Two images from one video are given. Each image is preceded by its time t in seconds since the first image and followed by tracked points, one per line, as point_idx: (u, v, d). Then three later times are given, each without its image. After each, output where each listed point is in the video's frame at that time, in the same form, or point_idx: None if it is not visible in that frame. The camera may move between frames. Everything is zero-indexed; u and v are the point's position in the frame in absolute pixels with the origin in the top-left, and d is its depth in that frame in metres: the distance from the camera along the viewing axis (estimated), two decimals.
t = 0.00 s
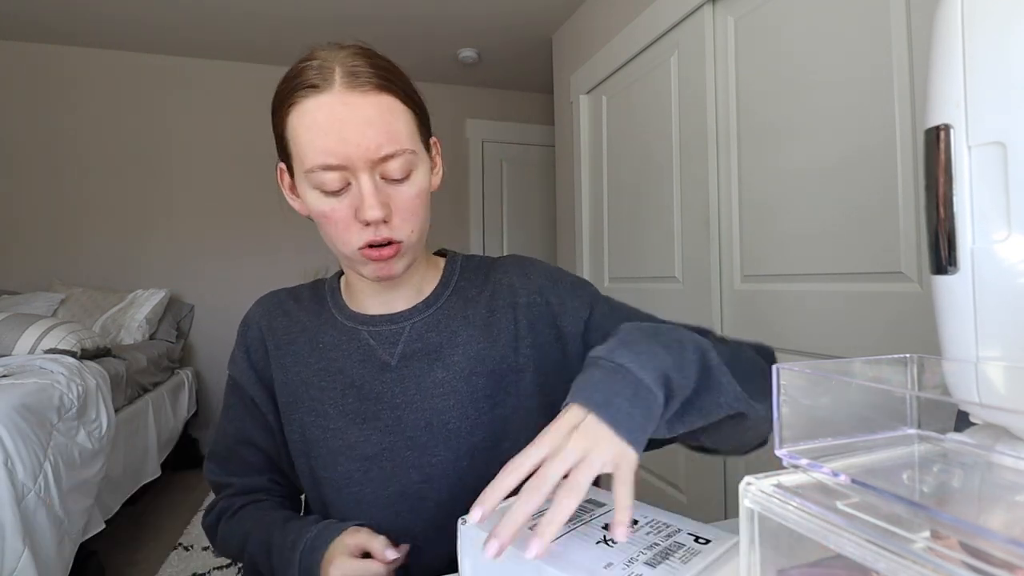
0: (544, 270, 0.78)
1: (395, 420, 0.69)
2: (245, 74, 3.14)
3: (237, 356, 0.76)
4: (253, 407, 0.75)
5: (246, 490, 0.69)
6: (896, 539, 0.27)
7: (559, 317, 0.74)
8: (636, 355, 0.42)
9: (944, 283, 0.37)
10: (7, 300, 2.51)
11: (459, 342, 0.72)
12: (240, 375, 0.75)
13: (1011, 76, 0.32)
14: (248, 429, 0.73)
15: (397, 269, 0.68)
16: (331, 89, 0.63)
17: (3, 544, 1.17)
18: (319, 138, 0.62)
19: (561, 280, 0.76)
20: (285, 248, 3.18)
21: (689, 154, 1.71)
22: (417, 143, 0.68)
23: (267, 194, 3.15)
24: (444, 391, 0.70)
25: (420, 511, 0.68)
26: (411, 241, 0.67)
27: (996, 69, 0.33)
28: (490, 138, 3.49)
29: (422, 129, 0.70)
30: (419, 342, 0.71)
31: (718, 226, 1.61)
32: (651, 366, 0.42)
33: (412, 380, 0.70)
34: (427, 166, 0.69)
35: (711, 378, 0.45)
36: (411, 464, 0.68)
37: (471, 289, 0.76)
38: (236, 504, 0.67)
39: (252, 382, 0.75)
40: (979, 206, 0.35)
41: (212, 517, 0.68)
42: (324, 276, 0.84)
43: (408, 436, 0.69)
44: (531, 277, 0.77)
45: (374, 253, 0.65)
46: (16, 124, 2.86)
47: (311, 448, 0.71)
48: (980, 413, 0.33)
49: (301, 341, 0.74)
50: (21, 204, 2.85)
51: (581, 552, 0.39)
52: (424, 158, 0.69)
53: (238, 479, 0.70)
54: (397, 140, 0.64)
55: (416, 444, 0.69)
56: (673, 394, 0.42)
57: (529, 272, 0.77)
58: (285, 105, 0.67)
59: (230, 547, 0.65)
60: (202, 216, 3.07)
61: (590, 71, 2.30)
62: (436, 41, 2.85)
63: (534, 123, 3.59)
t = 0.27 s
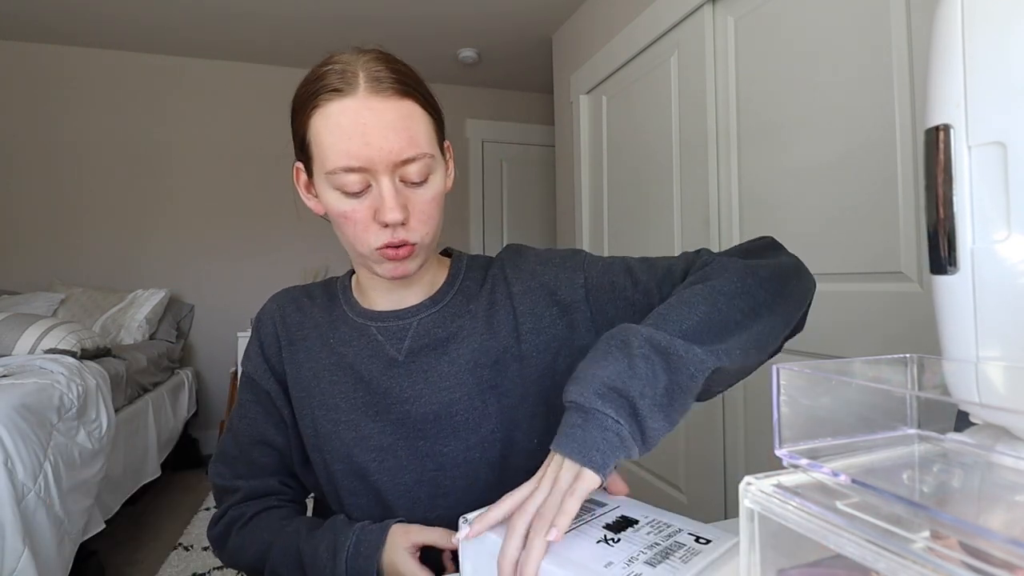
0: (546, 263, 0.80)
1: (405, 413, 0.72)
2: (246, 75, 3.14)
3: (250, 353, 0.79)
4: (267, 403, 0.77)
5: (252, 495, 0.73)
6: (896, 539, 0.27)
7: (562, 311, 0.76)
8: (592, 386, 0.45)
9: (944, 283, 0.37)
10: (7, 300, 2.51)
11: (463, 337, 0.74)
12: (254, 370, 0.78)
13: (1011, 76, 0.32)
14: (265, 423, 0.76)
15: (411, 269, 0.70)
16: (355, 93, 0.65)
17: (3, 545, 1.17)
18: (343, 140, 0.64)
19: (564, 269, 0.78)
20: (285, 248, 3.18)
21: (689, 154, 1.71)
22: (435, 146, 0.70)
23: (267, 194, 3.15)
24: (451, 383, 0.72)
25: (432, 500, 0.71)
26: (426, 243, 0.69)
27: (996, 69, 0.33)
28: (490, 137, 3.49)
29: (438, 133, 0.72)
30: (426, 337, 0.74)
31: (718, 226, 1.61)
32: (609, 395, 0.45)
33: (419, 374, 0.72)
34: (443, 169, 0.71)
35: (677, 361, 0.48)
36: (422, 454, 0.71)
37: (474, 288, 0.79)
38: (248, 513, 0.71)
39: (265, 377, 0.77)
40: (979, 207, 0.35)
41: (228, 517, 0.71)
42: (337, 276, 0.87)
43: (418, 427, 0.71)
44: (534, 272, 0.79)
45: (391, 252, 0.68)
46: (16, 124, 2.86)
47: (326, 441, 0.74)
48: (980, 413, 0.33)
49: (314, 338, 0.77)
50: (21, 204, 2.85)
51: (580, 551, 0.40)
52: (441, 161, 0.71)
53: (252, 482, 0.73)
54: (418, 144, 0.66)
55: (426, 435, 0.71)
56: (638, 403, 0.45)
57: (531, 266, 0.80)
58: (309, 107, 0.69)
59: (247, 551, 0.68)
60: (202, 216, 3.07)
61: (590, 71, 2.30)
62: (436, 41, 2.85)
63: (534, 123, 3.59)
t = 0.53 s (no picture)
0: (556, 264, 0.82)
1: (417, 409, 0.74)
2: (246, 75, 3.14)
3: (258, 350, 0.80)
4: (277, 400, 0.78)
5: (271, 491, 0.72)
6: (895, 539, 0.27)
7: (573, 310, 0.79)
8: (633, 389, 0.49)
9: (944, 283, 0.37)
10: (6, 300, 2.51)
11: (474, 335, 0.76)
12: (262, 368, 0.78)
13: (1011, 76, 0.32)
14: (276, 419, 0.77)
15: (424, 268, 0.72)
16: (372, 96, 0.67)
17: (3, 544, 1.17)
18: (359, 142, 0.65)
19: (575, 271, 0.81)
20: (285, 248, 3.18)
21: (689, 154, 1.71)
22: (450, 148, 0.71)
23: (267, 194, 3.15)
24: (463, 380, 0.74)
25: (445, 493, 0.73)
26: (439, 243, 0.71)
27: (996, 69, 0.33)
28: (490, 137, 3.49)
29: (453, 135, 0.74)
30: (437, 335, 0.76)
31: (718, 226, 1.61)
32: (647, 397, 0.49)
33: (431, 371, 0.74)
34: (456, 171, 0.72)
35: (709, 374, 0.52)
36: (435, 449, 0.73)
37: (485, 287, 0.81)
38: (266, 505, 0.71)
39: (274, 374, 0.78)
40: (979, 207, 0.35)
41: (245, 513, 0.71)
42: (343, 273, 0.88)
43: (430, 423, 0.73)
44: (544, 273, 0.82)
45: (404, 252, 0.69)
46: (16, 124, 2.86)
47: (338, 436, 0.75)
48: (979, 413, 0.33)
49: (323, 334, 0.78)
50: (21, 204, 2.85)
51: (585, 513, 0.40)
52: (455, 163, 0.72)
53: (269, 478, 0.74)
54: (433, 147, 0.67)
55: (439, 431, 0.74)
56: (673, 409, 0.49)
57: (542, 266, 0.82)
58: (324, 108, 0.70)
59: (266, 541, 0.68)
60: (201, 216, 3.07)
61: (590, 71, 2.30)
62: (437, 41, 2.85)
63: (534, 123, 3.59)
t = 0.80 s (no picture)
0: (560, 276, 0.88)
1: (427, 405, 0.78)
2: (246, 74, 3.14)
3: (277, 342, 0.83)
4: (295, 393, 0.80)
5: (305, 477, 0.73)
6: (896, 539, 0.27)
7: (576, 320, 0.85)
8: (627, 401, 0.52)
9: (944, 283, 0.37)
10: (6, 299, 2.51)
11: (485, 337, 0.81)
12: (280, 361, 0.81)
13: (1011, 76, 0.32)
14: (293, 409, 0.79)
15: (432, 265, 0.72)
16: (375, 97, 0.67)
17: (3, 544, 1.17)
18: (363, 142, 0.66)
19: (579, 283, 0.87)
20: (285, 248, 3.19)
21: (689, 154, 1.71)
22: (454, 148, 0.71)
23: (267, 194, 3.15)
24: (473, 379, 0.79)
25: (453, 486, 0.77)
26: (446, 240, 0.70)
27: (996, 69, 0.33)
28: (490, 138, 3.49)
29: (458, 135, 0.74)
30: (450, 334, 0.80)
31: (718, 226, 1.61)
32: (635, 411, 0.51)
33: (442, 369, 0.78)
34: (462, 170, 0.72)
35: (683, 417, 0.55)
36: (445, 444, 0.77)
37: (496, 291, 0.85)
38: (296, 488, 0.71)
39: (291, 364, 0.81)
40: (979, 207, 0.35)
41: (275, 502, 0.70)
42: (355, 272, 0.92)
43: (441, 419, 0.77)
44: (549, 282, 0.87)
45: (410, 249, 0.69)
46: (16, 124, 2.86)
47: (350, 429, 0.78)
48: (980, 413, 0.33)
49: (337, 330, 0.82)
50: (21, 204, 2.85)
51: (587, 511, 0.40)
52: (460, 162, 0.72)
53: (298, 467, 0.74)
54: (436, 145, 0.67)
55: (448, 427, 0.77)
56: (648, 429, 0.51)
57: (547, 276, 0.88)
58: (331, 111, 0.70)
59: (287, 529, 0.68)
60: (201, 216, 3.07)
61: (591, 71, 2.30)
62: (437, 41, 2.85)
63: (534, 123, 3.59)
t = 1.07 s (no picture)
0: (565, 280, 0.88)
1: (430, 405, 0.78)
2: (246, 75, 3.14)
3: (287, 340, 0.83)
4: (303, 389, 0.80)
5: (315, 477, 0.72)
6: (895, 539, 0.27)
7: (581, 323, 0.86)
8: (633, 404, 0.53)
9: (944, 283, 0.37)
10: (6, 299, 2.51)
11: (488, 337, 0.81)
12: (289, 357, 0.82)
13: (1011, 76, 0.32)
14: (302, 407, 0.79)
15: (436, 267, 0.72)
16: (368, 108, 0.67)
17: (3, 544, 1.17)
18: (359, 153, 0.65)
19: (583, 288, 0.88)
20: (285, 248, 3.19)
21: (689, 154, 1.71)
22: (451, 150, 0.71)
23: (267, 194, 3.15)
24: (476, 379, 0.79)
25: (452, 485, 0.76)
26: (448, 242, 0.71)
27: (996, 70, 0.33)
28: (490, 138, 3.48)
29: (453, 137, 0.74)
30: (453, 333, 0.80)
31: (718, 225, 1.61)
32: (639, 414, 0.53)
33: (446, 366, 0.78)
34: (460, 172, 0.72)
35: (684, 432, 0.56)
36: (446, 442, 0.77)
37: (501, 291, 0.86)
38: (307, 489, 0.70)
39: (301, 361, 0.81)
40: (979, 207, 0.35)
41: (285, 502, 0.70)
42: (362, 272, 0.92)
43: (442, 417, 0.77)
44: (554, 284, 0.87)
45: (413, 254, 0.70)
46: (16, 124, 2.86)
47: (355, 426, 0.78)
48: (979, 413, 0.33)
49: (344, 328, 0.82)
50: (21, 204, 2.85)
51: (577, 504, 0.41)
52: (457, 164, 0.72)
53: (307, 465, 0.74)
54: (432, 151, 0.67)
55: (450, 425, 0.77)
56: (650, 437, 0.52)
57: (553, 279, 0.88)
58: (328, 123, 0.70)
59: (295, 530, 0.68)
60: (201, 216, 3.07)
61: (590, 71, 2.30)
62: (437, 41, 2.85)
63: (534, 123, 3.59)
